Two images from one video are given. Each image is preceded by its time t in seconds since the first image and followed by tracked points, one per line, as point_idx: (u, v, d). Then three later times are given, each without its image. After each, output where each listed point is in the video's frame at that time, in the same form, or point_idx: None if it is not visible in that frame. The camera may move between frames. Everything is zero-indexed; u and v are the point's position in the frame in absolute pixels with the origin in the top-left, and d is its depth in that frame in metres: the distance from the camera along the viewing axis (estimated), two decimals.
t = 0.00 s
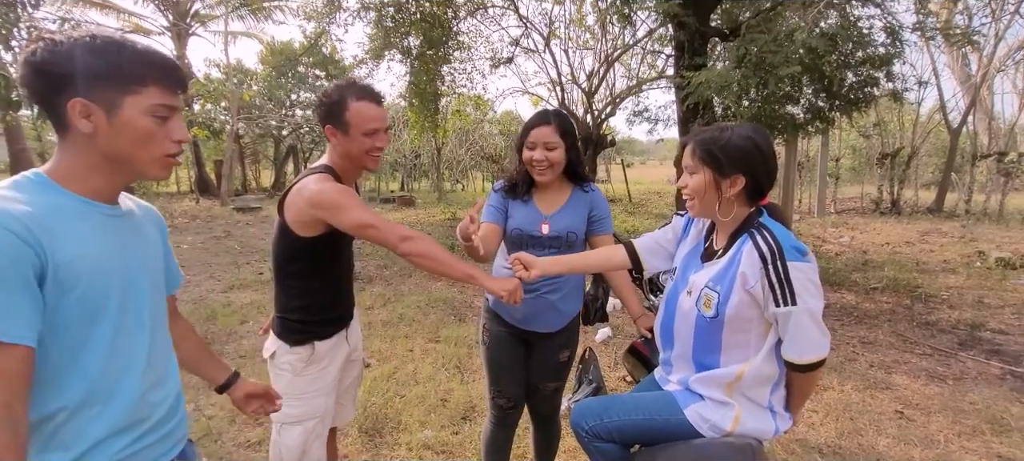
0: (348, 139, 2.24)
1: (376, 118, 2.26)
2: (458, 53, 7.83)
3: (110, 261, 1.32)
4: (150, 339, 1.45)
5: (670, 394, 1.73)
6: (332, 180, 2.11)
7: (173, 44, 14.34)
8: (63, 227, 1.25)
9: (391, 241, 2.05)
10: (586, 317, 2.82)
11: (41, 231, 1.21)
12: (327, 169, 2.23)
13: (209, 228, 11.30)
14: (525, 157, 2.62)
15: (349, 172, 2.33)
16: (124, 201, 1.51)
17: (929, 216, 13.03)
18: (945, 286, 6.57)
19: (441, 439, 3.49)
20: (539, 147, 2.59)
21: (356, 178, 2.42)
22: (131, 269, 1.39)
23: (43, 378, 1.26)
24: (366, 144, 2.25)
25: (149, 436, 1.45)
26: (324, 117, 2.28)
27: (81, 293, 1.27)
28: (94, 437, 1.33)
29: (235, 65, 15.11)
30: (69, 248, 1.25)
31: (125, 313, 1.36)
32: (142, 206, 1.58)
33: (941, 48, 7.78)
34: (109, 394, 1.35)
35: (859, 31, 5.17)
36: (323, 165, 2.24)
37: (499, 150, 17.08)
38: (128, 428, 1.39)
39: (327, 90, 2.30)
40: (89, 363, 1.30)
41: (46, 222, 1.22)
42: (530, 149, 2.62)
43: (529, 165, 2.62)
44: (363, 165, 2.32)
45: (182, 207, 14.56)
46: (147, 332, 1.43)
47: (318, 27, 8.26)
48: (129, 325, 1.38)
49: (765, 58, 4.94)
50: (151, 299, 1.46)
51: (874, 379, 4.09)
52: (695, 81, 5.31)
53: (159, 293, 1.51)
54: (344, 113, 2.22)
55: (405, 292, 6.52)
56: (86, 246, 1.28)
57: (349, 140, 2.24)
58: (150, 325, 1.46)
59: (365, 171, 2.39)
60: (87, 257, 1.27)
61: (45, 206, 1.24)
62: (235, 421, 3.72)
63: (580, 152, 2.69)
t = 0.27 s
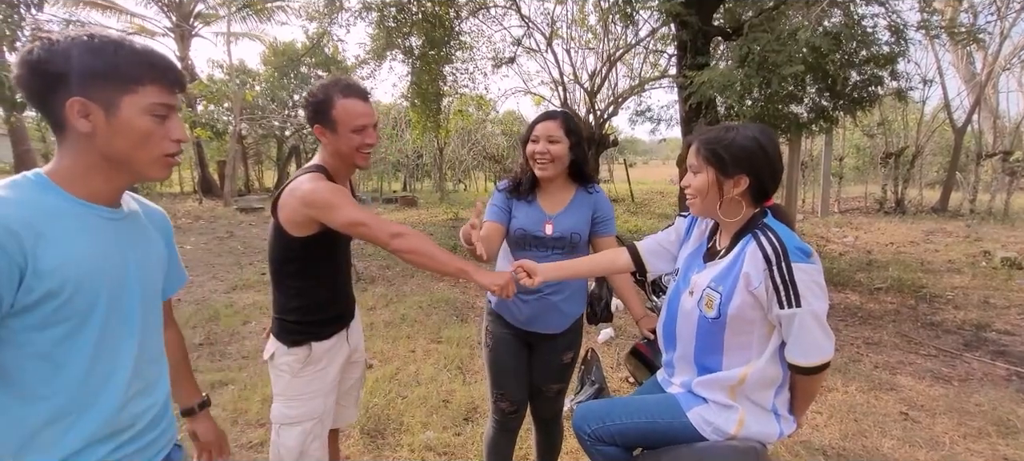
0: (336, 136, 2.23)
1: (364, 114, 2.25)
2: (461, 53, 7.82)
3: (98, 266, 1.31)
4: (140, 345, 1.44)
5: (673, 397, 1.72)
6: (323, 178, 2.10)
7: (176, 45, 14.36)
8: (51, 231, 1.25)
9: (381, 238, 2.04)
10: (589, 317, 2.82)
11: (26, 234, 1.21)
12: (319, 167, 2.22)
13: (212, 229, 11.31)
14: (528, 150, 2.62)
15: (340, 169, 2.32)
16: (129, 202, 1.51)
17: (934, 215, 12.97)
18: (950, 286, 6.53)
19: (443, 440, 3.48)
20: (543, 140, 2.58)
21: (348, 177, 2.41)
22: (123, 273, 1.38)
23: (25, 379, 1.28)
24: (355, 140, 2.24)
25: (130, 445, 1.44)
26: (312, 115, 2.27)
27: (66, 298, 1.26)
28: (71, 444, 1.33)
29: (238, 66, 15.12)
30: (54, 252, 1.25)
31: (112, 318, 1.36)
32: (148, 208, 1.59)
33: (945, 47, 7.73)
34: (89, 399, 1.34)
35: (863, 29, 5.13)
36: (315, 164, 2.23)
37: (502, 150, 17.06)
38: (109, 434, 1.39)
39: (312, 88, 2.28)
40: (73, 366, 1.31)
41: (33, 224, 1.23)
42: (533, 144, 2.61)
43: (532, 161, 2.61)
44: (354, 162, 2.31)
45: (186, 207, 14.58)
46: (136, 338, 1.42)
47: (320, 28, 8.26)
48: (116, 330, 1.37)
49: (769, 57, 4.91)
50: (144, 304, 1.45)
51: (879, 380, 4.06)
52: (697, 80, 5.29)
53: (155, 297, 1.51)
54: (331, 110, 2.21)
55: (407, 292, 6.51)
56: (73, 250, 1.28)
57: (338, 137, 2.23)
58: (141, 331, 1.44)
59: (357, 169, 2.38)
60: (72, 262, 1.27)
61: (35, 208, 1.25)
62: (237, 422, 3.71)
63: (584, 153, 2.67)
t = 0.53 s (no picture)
0: (330, 133, 2.24)
1: (355, 108, 2.26)
2: (465, 55, 7.83)
3: (104, 267, 1.32)
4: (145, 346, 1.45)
5: (681, 398, 1.71)
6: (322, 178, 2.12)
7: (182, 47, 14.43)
8: (57, 232, 1.26)
9: (370, 242, 2.05)
10: (597, 317, 2.82)
11: (34, 232, 1.23)
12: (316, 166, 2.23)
13: (219, 230, 11.36)
14: (534, 159, 2.63)
15: (336, 167, 2.32)
16: (138, 202, 1.52)
17: (941, 215, 12.91)
18: (958, 287, 6.50)
19: (449, 441, 3.48)
20: (547, 149, 2.59)
21: (348, 176, 2.42)
22: (129, 274, 1.39)
23: (31, 378, 1.29)
24: (349, 135, 2.25)
25: (134, 448, 1.44)
26: (305, 115, 2.29)
27: (71, 298, 1.27)
28: (74, 444, 1.33)
29: (243, 67, 15.18)
30: (60, 253, 1.25)
31: (117, 319, 1.36)
32: (159, 210, 1.60)
33: (952, 46, 7.70)
34: (94, 399, 1.35)
35: (869, 29, 5.12)
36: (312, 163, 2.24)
37: (506, 150, 17.06)
38: (113, 435, 1.39)
39: (304, 88, 2.29)
40: (77, 366, 1.31)
41: (40, 225, 1.24)
42: (539, 151, 2.63)
43: (538, 168, 2.62)
44: (350, 158, 2.31)
45: (192, 209, 14.64)
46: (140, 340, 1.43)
47: (325, 30, 8.29)
48: (121, 332, 1.38)
49: (775, 57, 4.90)
50: (150, 305, 1.46)
51: (886, 381, 4.04)
52: (703, 81, 5.29)
53: (162, 299, 1.51)
54: (322, 108, 2.22)
55: (413, 293, 6.52)
56: (78, 251, 1.28)
57: (332, 134, 2.24)
58: (145, 333, 1.45)
59: (355, 167, 2.39)
60: (79, 263, 1.28)
61: (41, 209, 1.26)
62: (245, 422, 3.73)
63: (591, 158, 2.67)
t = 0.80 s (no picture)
0: (323, 132, 2.24)
1: (346, 106, 2.27)
2: (470, 55, 7.83)
3: (108, 268, 1.32)
4: (147, 346, 1.45)
5: (688, 397, 1.70)
6: (315, 181, 2.15)
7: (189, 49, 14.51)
8: (62, 235, 1.26)
9: (343, 264, 2.07)
10: (604, 316, 2.82)
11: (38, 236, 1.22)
12: (311, 168, 2.23)
13: (226, 231, 11.41)
14: (539, 161, 2.62)
15: (332, 167, 2.31)
16: (137, 205, 1.52)
17: (950, 213, 12.80)
18: (967, 285, 6.44)
19: (455, 440, 3.48)
20: (553, 151, 2.57)
21: (346, 176, 2.41)
22: (130, 275, 1.38)
23: (38, 383, 1.27)
24: (342, 133, 2.25)
25: (139, 449, 1.45)
26: (298, 116, 2.31)
27: (77, 300, 1.26)
28: (81, 445, 1.33)
29: (249, 69, 15.25)
30: (66, 256, 1.25)
31: (121, 320, 1.36)
32: (159, 212, 1.60)
33: (959, 43, 7.63)
34: (101, 401, 1.35)
35: (876, 26, 5.08)
36: (308, 165, 2.25)
37: (512, 151, 17.05)
38: (118, 437, 1.39)
39: (296, 91, 2.30)
40: (84, 369, 1.31)
41: (44, 228, 1.23)
42: (544, 153, 2.61)
43: (544, 170, 2.61)
44: (344, 156, 2.30)
45: (199, 210, 14.71)
46: (143, 340, 1.42)
47: (330, 31, 8.32)
48: (125, 333, 1.38)
49: (780, 55, 4.86)
50: (152, 307, 1.46)
51: (894, 380, 4.01)
52: (708, 79, 5.26)
53: (164, 300, 1.51)
54: (313, 107, 2.24)
55: (419, 293, 6.53)
56: (83, 253, 1.28)
57: (325, 134, 2.24)
58: (148, 333, 1.45)
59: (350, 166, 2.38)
60: (84, 264, 1.27)
61: (45, 212, 1.25)
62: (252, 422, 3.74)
63: (596, 158, 2.66)
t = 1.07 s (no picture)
0: (320, 133, 2.25)
1: (343, 105, 2.28)
2: (473, 56, 7.83)
3: (128, 267, 1.31)
4: (168, 345, 1.44)
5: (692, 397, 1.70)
6: (312, 182, 2.17)
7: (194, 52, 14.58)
8: (83, 236, 1.25)
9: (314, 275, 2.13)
10: (609, 315, 2.81)
11: (61, 237, 1.21)
12: (311, 171, 2.24)
13: (232, 232, 11.44)
14: (544, 159, 2.60)
15: (332, 168, 2.30)
16: (148, 210, 1.52)
17: (957, 212, 12.71)
18: (974, 284, 6.39)
19: (460, 440, 3.48)
20: (558, 148, 2.57)
21: (350, 178, 2.41)
22: (148, 275, 1.38)
23: (62, 386, 1.26)
24: (340, 133, 2.26)
25: (164, 448, 1.44)
26: (297, 118, 2.32)
27: (101, 299, 1.25)
28: (108, 445, 1.32)
29: (254, 72, 15.31)
30: (87, 254, 1.24)
31: (142, 320, 1.35)
32: (169, 217, 1.60)
33: (965, 40, 7.59)
34: (124, 402, 1.34)
35: (881, 24, 5.05)
36: (308, 167, 2.26)
37: (515, 151, 17.06)
38: (143, 438, 1.38)
39: (295, 94, 2.31)
40: (109, 369, 1.30)
41: (65, 229, 1.23)
42: (549, 152, 2.60)
43: (548, 169, 2.59)
44: (344, 156, 2.30)
45: (204, 212, 14.78)
46: (163, 339, 1.41)
47: (335, 34, 8.34)
48: (146, 332, 1.37)
49: (784, 55, 4.84)
50: (170, 309, 1.45)
51: (901, 380, 3.98)
52: (711, 79, 5.23)
53: (180, 300, 1.51)
54: (311, 108, 2.26)
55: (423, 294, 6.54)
56: (104, 252, 1.27)
57: (324, 134, 2.25)
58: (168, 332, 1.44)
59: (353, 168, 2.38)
60: (104, 263, 1.27)
61: (65, 214, 1.25)
62: (259, 421, 3.75)
63: (599, 158, 2.65)
